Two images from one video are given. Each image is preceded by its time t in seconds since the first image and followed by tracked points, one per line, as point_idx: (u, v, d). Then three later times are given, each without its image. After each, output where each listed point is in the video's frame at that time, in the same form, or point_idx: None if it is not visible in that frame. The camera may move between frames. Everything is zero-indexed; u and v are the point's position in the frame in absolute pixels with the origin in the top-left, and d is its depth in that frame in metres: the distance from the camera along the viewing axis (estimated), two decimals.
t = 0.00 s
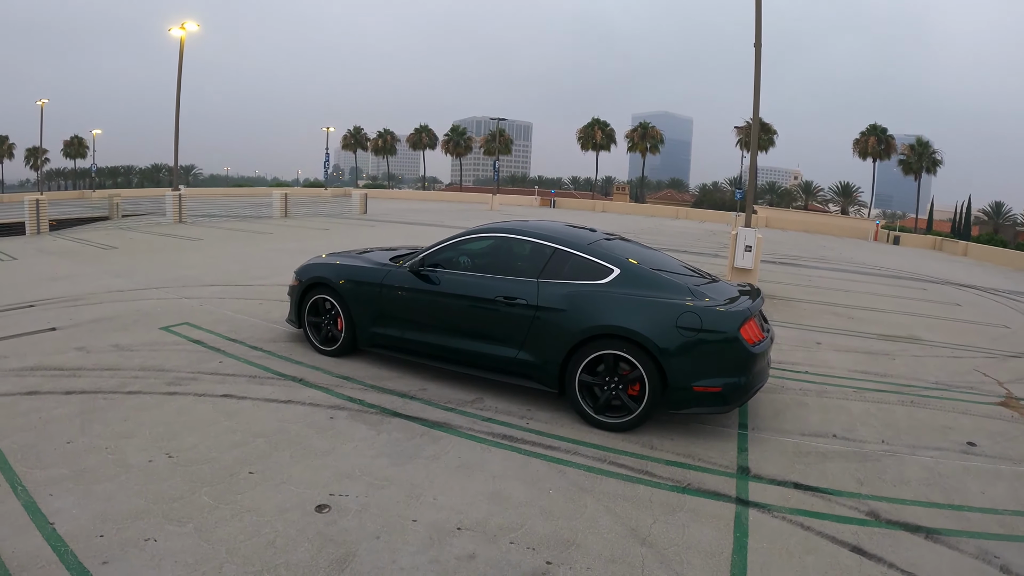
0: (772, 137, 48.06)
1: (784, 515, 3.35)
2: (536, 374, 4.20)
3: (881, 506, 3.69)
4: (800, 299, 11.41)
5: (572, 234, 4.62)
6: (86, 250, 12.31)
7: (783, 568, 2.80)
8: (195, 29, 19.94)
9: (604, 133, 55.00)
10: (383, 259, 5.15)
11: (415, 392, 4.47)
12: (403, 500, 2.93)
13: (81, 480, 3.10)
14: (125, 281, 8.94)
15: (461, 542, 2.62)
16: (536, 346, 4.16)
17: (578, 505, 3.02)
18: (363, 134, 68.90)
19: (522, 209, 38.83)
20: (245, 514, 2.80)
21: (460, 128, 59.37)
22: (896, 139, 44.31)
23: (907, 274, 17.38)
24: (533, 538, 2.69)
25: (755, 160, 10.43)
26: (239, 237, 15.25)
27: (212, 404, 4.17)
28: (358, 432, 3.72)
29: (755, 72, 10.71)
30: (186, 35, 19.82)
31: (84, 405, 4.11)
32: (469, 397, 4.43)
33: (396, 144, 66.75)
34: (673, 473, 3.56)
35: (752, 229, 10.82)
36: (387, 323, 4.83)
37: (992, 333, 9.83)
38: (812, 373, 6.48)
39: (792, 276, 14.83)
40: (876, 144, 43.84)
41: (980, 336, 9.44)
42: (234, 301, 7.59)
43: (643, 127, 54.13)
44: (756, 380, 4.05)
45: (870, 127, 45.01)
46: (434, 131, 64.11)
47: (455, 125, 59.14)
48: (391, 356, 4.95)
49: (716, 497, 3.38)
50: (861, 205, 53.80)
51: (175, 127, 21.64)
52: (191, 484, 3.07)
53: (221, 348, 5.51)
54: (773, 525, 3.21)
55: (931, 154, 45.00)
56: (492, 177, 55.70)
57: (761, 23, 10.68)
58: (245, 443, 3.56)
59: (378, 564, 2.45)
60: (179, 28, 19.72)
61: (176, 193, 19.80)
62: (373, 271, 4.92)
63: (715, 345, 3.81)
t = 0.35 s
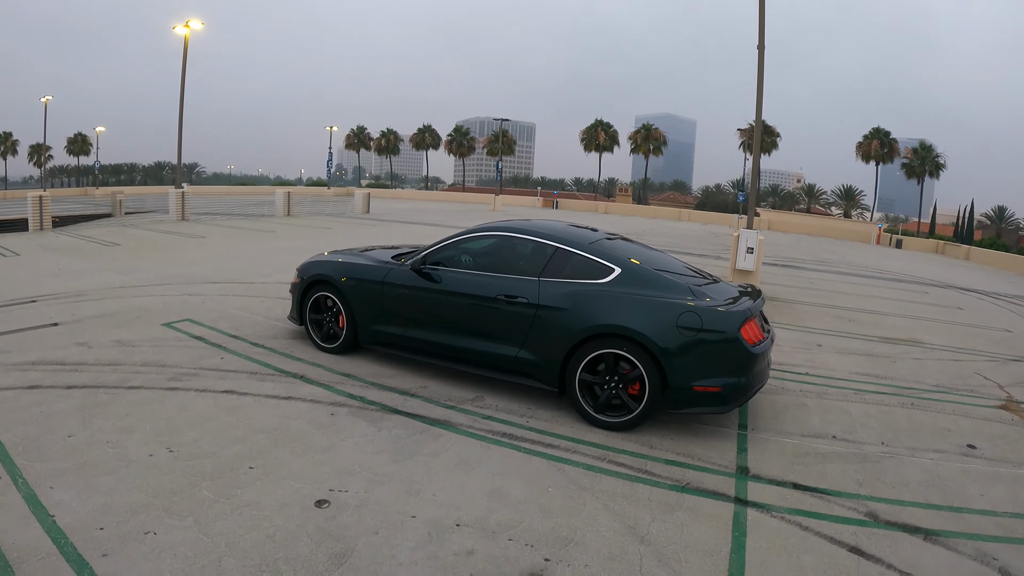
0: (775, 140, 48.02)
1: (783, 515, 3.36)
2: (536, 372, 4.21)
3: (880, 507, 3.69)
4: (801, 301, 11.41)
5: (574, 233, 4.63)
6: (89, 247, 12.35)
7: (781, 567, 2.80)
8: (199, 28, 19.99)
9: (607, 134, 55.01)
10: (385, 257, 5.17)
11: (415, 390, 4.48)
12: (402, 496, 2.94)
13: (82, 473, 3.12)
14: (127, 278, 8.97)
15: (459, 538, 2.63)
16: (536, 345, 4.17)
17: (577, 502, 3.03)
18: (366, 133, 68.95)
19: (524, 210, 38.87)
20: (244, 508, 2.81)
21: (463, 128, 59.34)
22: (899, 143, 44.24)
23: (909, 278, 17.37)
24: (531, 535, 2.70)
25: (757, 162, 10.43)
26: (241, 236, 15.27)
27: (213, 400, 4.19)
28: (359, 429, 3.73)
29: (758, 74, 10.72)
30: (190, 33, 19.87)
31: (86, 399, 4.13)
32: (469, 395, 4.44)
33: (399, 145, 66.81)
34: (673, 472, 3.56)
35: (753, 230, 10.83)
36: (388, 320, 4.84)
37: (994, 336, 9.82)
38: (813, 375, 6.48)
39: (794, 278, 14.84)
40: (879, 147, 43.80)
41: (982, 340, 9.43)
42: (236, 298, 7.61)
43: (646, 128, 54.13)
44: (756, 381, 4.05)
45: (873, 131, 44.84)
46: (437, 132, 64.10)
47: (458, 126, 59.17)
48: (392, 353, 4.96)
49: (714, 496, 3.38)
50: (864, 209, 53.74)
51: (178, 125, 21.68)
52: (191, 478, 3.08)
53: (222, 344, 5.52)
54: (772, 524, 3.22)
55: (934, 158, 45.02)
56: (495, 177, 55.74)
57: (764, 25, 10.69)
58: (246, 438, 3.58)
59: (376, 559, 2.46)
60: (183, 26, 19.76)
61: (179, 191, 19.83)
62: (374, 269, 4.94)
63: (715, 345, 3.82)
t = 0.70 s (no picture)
0: (775, 141, 48.02)
1: (765, 512, 3.41)
2: (525, 370, 4.27)
3: (864, 504, 3.75)
4: (797, 301, 11.46)
5: (563, 233, 4.70)
6: (89, 247, 12.43)
7: (760, 562, 2.86)
8: (199, 29, 20.08)
9: (608, 135, 55.07)
10: (378, 257, 5.23)
11: (407, 388, 4.55)
12: (390, 490, 3.01)
13: (79, 466, 3.19)
14: (127, 278, 9.05)
15: (444, 530, 2.69)
16: (525, 343, 4.24)
17: (562, 498, 3.09)
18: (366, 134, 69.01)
19: (524, 210, 38.95)
20: (236, 501, 2.88)
21: (463, 128, 59.36)
22: (899, 143, 44.27)
23: (908, 279, 17.41)
24: (514, 529, 2.76)
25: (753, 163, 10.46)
26: (240, 236, 15.35)
27: (209, 396, 4.26)
28: (350, 425, 3.80)
29: (754, 76, 10.79)
30: (190, 35, 19.96)
31: (85, 396, 4.20)
32: (460, 393, 4.50)
33: (399, 145, 66.91)
34: (658, 469, 3.62)
35: (749, 231, 10.89)
36: (381, 319, 4.91)
37: (989, 337, 9.87)
38: (804, 375, 6.54)
39: (791, 279, 14.89)
40: (879, 148, 43.83)
41: (976, 340, 9.47)
42: (234, 298, 7.69)
43: (646, 129, 54.12)
44: (742, 379, 4.11)
45: (872, 132, 44.98)
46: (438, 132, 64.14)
47: (459, 127, 59.27)
48: (385, 352, 5.03)
49: (698, 493, 3.43)
50: (864, 210, 53.77)
51: (178, 126, 21.77)
52: (185, 472, 3.15)
53: (219, 342, 5.60)
54: (754, 521, 3.28)
55: (934, 159, 45.06)
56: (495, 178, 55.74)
57: (760, 27, 10.74)
58: (240, 434, 3.65)
59: (363, 549, 2.52)
60: (183, 28, 19.84)
61: (179, 192, 19.91)
62: (368, 269, 5.00)
63: (700, 344, 3.88)
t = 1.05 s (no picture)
0: (774, 138, 48.00)
1: (736, 502, 3.39)
2: (504, 362, 4.36)
3: (838, 496, 3.72)
4: (790, 297, 11.51)
5: (543, 228, 4.78)
6: (87, 246, 12.53)
7: (724, 549, 2.85)
8: (196, 30, 20.15)
9: (607, 134, 55.07)
10: (364, 252, 5.32)
11: (390, 380, 4.63)
12: (365, 476, 3.09)
13: (68, 453, 3.28)
14: (124, 275, 9.15)
15: (413, 515, 2.77)
16: (504, 335, 4.32)
17: (533, 485, 3.16)
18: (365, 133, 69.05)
19: (523, 209, 39.02)
20: (216, 485, 2.96)
21: (462, 127, 59.38)
22: (898, 141, 44.23)
23: (904, 275, 17.41)
24: (483, 514, 2.83)
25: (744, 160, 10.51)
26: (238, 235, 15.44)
27: (196, 388, 4.35)
28: (331, 415, 3.88)
29: (744, 73, 10.84)
30: (187, 35, 20.04)
31: (76, 387, 4.30)
32: (441, 385, 4.58)
33: (400, 145, 66.90)
34: (631, 458, 3.68)
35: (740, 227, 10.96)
36: (365, 313, 5.00)
37: (981, 332, 9.89)
38: (790, 368, 6.59)
39: (786, 275, 14.93)
40: (878, 145, 43.81)
41: (968, 336, 9.47)
42: (228, 294, 7.78)
43: (645, 128, 54.10)
44: (717, 370, 4.18)
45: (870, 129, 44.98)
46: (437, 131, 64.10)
47: (458, 126, 59.32)
48: (370, 346, 5.12)
49: (669, 482, 3.46)
50: (864, 208, 53.75)
51: (177, 126, 21.87)
52: (169, 458, 3.24)
53: (210, 337, 5.69)
54: (723, 510, 3.26)
55: (933, 156, 45.04)
56: (495, 177, 55.78)
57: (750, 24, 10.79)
58: (224, 423, 3.73)
59: (334, 531, 2.60)
60: (180, 28, 19.92)
61: (177, 191, 20.01)
62: (352, 264, 5.09)
63: (674, 335, 3.96)
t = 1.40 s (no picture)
0: (773, 136, 47.99)
1: (712, 496, 3.39)
2: (490, 360, 4.48)
3: (816, 491, 3.68)
4: (784, 295, 11.59)
5: (529, 228, 4.89)
6: (88, 247, 12.67)
7: (699, 541, 2.89)
8: (195, 31, 20.26)
9: (606, 132, 55.11)
10: (356, 253, 5.43)
11: (380, 377, 4.75)
12: (351, 470, 3.20)
13: (66, 448, 3.39)
14: (123, 276, 9.28)
15: (396, 506, 2.88)
16: (489, 334, 4.44)
17: (513, 479, 3.28)
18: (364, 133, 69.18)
19: (522, 208, 39.12)
20: (208, 478, 3.08)
21: (462, 127, 59.53)
22: (897, 139, 44.23)
23: (901, 273, 17.46)
24: (463, 506, 2.94)
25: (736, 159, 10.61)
26: (237, 235, 15.57)
27: (191, 385, 4.46)
28: (321, 411, 4.00)
29: (737, 73, 10.92)
30: (185, 36, 20.14)
31: (76, 385, 4.42)
32: (430, 383, 4.70)
33: (399, 144, 67.00)
34: (611, 453, 3.78)
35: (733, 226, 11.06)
36: (356, 312, 5.12)
37: (973, 329, 9.94)
38: (777, 365, 6.68)
39: (782, 273, 15.00)
40: (877, 143, 43.83)
41: (959, 333, 9.54)
42: (225, 294, 7.90)
43: (644, 126, 54.07)
44: (699, 367, 4.28)
45: (869, 125, 45.01)
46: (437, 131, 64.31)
47: (458, 126, 59.43)
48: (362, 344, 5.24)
49: (647, 476, 3.52)
50: (864, 205, 53.75)
51: (176, 127, 22.00)
52: (164, 452, 3.36)
53: (206, 336, 5.81)
54: (698, 504, 3.27)
55: (932, 154, 44.97)
56: (494, 176, 55.85)
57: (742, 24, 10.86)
58: (218, 419, 3.85)
59: (319, 521, 2.71)
60: (178, 29, 20.02)
61: (176, 192, 20.14)
62: (344, 264, 5.21)
63: (654, 332, 4.06)
